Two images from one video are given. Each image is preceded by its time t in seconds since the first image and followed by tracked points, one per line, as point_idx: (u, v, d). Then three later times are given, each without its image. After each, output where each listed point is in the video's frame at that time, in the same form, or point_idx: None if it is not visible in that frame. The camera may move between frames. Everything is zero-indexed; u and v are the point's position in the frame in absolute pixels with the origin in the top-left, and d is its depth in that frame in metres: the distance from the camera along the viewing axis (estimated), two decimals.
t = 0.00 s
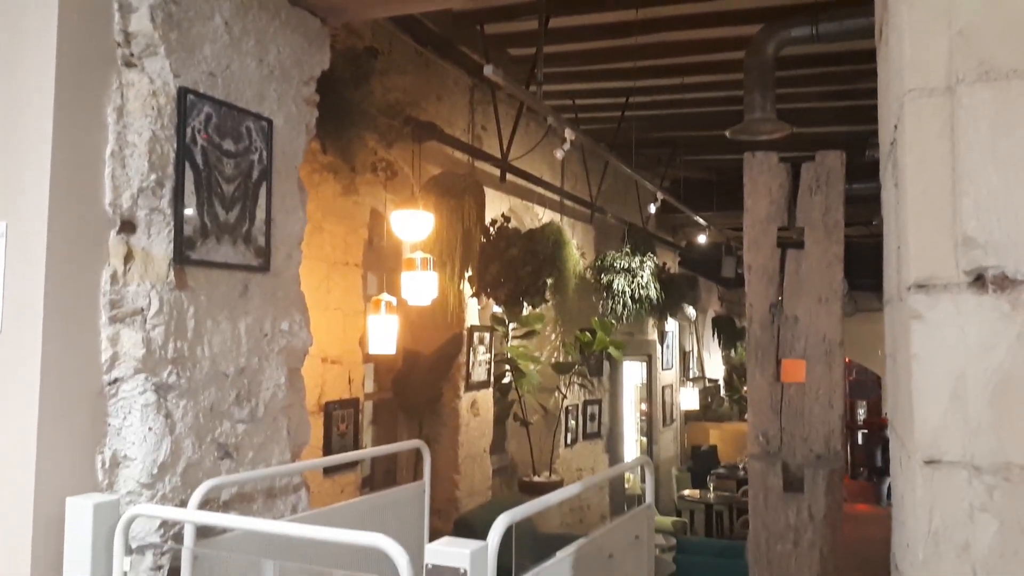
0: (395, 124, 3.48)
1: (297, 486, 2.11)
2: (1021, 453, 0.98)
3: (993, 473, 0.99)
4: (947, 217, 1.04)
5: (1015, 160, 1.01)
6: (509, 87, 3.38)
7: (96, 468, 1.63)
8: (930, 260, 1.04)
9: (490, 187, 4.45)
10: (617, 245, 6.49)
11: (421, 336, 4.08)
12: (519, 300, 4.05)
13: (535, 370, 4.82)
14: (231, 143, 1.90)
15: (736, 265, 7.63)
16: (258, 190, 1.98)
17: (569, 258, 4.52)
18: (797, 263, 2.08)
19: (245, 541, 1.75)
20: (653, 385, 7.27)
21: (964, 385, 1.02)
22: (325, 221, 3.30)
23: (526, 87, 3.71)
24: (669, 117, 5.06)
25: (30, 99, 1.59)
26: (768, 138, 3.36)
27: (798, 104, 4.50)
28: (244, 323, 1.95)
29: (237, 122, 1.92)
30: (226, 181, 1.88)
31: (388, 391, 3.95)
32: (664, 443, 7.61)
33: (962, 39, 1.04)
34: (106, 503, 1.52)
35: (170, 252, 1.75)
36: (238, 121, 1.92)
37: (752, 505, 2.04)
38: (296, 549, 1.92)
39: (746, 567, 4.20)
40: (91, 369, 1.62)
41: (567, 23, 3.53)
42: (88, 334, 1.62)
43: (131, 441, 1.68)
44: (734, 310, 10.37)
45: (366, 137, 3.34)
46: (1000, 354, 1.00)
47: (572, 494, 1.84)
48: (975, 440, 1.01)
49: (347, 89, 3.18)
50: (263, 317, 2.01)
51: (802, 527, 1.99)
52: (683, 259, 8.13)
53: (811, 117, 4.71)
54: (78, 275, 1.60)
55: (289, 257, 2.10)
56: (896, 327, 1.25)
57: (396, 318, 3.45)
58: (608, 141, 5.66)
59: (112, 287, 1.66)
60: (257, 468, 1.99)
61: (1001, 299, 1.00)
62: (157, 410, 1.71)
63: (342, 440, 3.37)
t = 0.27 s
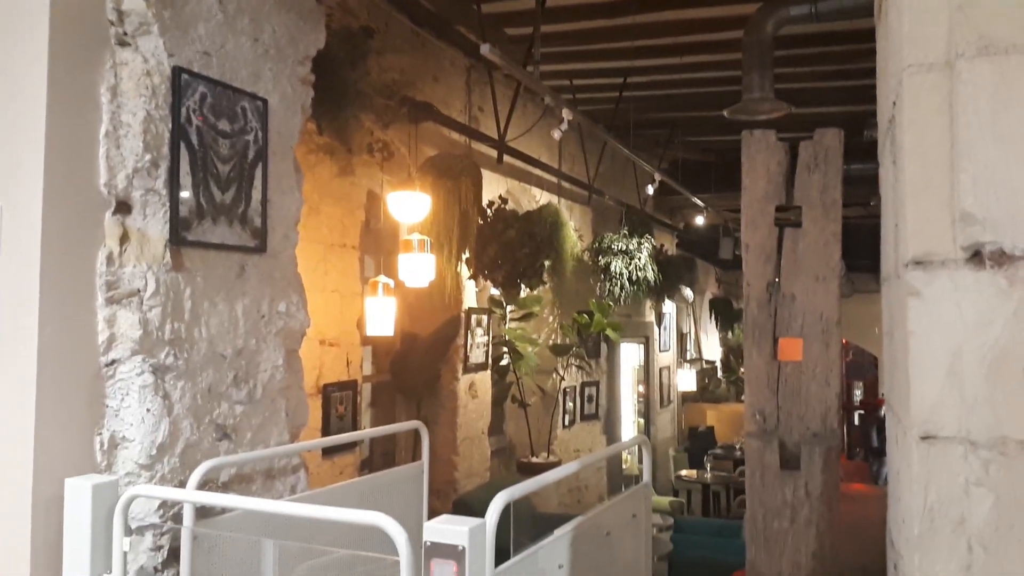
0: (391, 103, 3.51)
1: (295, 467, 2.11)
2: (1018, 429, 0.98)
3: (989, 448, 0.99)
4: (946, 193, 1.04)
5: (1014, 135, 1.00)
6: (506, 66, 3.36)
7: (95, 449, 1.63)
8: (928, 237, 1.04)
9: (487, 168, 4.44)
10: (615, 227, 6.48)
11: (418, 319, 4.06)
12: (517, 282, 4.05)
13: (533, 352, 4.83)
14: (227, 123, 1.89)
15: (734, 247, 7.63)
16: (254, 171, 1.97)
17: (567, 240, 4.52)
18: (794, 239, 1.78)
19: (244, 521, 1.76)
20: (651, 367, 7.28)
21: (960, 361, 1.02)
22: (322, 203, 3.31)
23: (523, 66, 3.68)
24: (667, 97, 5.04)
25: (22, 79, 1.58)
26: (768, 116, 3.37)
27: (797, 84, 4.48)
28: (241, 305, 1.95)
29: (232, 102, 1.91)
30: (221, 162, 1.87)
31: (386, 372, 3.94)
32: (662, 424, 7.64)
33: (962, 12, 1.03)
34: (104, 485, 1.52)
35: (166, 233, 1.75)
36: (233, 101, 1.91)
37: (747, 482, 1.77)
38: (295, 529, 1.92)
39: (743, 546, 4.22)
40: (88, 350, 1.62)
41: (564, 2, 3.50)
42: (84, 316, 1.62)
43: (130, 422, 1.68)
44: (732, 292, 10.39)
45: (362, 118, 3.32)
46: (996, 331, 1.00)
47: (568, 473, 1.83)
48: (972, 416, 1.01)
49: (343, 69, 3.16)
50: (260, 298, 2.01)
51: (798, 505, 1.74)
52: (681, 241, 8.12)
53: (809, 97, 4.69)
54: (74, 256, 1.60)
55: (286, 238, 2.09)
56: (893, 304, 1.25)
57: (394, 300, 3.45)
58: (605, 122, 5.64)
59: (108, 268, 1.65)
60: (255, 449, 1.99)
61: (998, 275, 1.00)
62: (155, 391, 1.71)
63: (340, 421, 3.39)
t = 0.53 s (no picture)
0: (386, 84, 3.41)
1: (293, 449, 2.12)
2: (1013, 407, 0.98)
3: (983, 426, 0.99)
4: (943, 171, 1.04)
5: (1012, 114, 1.00)
6: (501, 47, 3.33)
7: (91, 431, 1.63)
8: (924, 215, 1.04)
9: (483, 151, 4.43)
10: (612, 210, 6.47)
11: (415, 303, 4.07)
12: (513, 265, 4.04)
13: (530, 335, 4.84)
14: (220, 104, 1.87)
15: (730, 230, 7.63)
16: (248, 153, 1.96)
17: (563, 223, 4.50)
18: (791, 222, 1.76)
19: (241, 502, 1.77)
20: (647, 350, 7.30)
21: (955, 340, 1.02)
22: (317, 185, 3.33)
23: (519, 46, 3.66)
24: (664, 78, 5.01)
25: (13, 60, 1.57)
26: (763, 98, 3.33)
27: (793, 65, 4.46)
28: (237, 287, 1.94)
29: (226, 83, 1.89)
30: (215, 143, 1.86)
31: (383, 356, 3.97)
32: (658, 407, 7.67)
33: None
34: (102, 467, 1.52)
35: (161, 215, 1.74)
36: (226, 82, 1.89)
37: (743, 462, 1.75)
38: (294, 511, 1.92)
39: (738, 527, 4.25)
40: (84, 333, 1.62)
41: None
42: (79, 299, 1.62)
43: (126, 405, 1.68)
44: (729, 275, 10.39)
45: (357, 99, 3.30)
46: (992, 310, 1.00)
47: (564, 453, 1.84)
48: (967, 394, 1.01)
49: (336, 51, 3.14)
50: (256, 281, 2.00)
51: (794, 484, 1.71)
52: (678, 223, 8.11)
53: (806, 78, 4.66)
54: (68, 237, 1.59)
55: (281, 221, 2.08)
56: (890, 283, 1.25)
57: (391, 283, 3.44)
58: (602, 104, 5.62)
59: (103, 251, 1.65)
60: (253, 432, 2.00)
61: (994, 253, 1.00)
62: (151, 373, 1.71)
63: (337, 404, 3.40)
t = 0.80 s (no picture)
0: (385, 75, 3.36)
1: (295, 441, 2.12)
2: (1016, 397, 0.98)
3: (986, 415, 0.99)
4: (946, 159, 1.03)
5: (1015, 102, 0.99)
6: (503, 37, 3.32)
7: (94, 423, 1.63)
8: (926, 204, 1.04)
9: (483, 143, 4.42)
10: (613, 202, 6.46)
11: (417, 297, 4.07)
12: (514, 257, 4.03)
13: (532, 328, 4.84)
14: (220, 95, 1.87)
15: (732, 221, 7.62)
16: (249, 144, 1.95)
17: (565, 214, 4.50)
18: (794, 212, 1.76)
19: (244, 493, 1.77)
20: (649, 342, 7.30)
21: (958, 330, 1.02)
22: (318, 178, 3.33)
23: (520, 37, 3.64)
24: (666, 69, 5.00)
25: (13, 51, 1.56)
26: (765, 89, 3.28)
27: (795, 56, 4.45)
28: (239, 279, 1.94)
29: (226, 75, 1.89)
30: (216, 134, 1.86)
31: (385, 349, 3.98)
32: (660, 399, 7.67)
33: None
34: (105, 458, 1.52)
35: (162, 207, 1.74)
36: (226, 74, 1.89)
37: (745, 453, 1.74)
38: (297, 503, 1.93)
39: (739, 519, 4.27)
40: (85, 325, 1.62)
41: None
42: (81, 292, 1.62)
43: (129, 397, 1.68)
44: (730, 268, 10.38)
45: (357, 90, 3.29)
46: (994, 299, 1.00)
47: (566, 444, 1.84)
48: (969, 383, 1.01)
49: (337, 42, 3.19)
50: (258, 273, 2.00)
51: (795, 475, 1.70)
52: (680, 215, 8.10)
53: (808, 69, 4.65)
54: (69, 229, 1.59)
55: (283, 213, 2.08)
56: (892, 274, 1.24)
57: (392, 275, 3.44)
58: (603, 95, 5.60)
59: (104, 243, 1.65)
60: (255, 424, 2.00)
61: (997, 242, 0.99)
62: (153, 365, 1.71)
63: (340, 396, 3.41)
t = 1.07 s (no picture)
0: (388, 65, 3.41)
1: (298, 430, 2.12)
2: (1018, 385, 0.98)
3: (988, 404, 0.99)
4: (950, 147, 1.03)
5: (1019, 91, 0.99)
6: (505, 27, 3.31)
7: (96, 412, 1.64)
8: (929, 193, 1.04)
9: (485, 133, 4.41)
10: (615, 193, 6.45)
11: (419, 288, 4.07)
12: (516, 248, 4.03)
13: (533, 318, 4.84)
14: (222, 84, 1.87)
15: (734, 212, 7.62)
16: (250, 133, 1.95)
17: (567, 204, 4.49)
18: (797, 202, 1.75)
19: (247, 481, 1.78)
20: (650, 333, 7.30)
21: (960, 318, 1.02)
22: (320, 168, 3.33)
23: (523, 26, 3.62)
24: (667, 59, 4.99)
25: (14, 40, 1.56)
26: (768, 79, 3.27)
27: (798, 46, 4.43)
28: (241, 268, 1.94)
29: (227, 64, 1.88)
30: (217, 123, 1.86)
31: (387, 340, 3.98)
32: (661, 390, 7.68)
33: None
34: (108, 447, 1.53)
35: (163, 196, 1.74)
36: (228, 63, 1.88)
37: (746, 443, 1.75)
38: (300, 491, 1.93)
39: (740, 509, 4.28)
40: (87, 314, 1.62)
41: None
42: (84, 281, 1.62)
43: (131, 385, 1.68)
44: (732, 259, 10.37)
45: (359, 80, 3.28)
46: (998, 287, 1.00)
47: (568, 432, 1.84)
48: (972, 371, 1.01)
49: (338, 32, 3.20)
50: (260, 263, 2.00)
51: (797, 464, 1.70)
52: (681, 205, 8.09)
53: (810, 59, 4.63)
54: (70, 218, 1.59)
55: (284, 203, 2.08)
56: (894, 262, 1.24)
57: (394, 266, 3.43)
58: (605, 85, 5.59)
59: (106, 232, 1.65)
60: (258, 413, 2.00)
61: (1000, 230, 0.99)
62: (155, 354, 1.72)
63: (341, 386, 3.42)
